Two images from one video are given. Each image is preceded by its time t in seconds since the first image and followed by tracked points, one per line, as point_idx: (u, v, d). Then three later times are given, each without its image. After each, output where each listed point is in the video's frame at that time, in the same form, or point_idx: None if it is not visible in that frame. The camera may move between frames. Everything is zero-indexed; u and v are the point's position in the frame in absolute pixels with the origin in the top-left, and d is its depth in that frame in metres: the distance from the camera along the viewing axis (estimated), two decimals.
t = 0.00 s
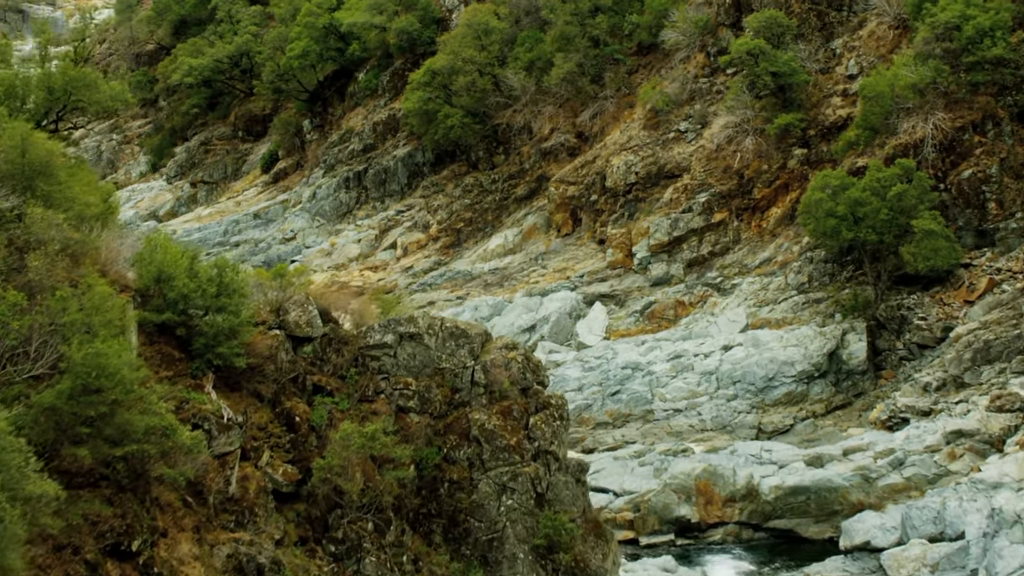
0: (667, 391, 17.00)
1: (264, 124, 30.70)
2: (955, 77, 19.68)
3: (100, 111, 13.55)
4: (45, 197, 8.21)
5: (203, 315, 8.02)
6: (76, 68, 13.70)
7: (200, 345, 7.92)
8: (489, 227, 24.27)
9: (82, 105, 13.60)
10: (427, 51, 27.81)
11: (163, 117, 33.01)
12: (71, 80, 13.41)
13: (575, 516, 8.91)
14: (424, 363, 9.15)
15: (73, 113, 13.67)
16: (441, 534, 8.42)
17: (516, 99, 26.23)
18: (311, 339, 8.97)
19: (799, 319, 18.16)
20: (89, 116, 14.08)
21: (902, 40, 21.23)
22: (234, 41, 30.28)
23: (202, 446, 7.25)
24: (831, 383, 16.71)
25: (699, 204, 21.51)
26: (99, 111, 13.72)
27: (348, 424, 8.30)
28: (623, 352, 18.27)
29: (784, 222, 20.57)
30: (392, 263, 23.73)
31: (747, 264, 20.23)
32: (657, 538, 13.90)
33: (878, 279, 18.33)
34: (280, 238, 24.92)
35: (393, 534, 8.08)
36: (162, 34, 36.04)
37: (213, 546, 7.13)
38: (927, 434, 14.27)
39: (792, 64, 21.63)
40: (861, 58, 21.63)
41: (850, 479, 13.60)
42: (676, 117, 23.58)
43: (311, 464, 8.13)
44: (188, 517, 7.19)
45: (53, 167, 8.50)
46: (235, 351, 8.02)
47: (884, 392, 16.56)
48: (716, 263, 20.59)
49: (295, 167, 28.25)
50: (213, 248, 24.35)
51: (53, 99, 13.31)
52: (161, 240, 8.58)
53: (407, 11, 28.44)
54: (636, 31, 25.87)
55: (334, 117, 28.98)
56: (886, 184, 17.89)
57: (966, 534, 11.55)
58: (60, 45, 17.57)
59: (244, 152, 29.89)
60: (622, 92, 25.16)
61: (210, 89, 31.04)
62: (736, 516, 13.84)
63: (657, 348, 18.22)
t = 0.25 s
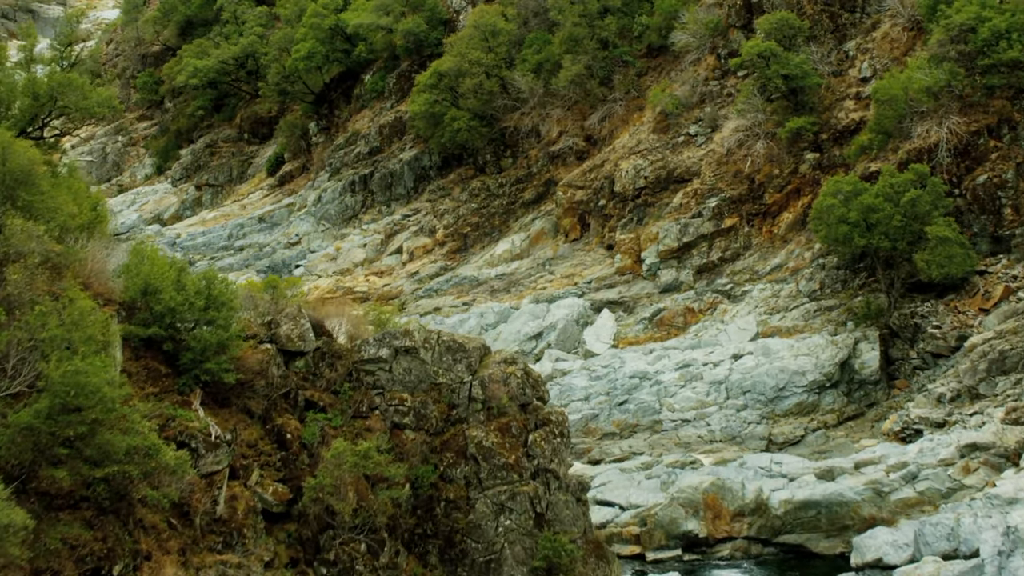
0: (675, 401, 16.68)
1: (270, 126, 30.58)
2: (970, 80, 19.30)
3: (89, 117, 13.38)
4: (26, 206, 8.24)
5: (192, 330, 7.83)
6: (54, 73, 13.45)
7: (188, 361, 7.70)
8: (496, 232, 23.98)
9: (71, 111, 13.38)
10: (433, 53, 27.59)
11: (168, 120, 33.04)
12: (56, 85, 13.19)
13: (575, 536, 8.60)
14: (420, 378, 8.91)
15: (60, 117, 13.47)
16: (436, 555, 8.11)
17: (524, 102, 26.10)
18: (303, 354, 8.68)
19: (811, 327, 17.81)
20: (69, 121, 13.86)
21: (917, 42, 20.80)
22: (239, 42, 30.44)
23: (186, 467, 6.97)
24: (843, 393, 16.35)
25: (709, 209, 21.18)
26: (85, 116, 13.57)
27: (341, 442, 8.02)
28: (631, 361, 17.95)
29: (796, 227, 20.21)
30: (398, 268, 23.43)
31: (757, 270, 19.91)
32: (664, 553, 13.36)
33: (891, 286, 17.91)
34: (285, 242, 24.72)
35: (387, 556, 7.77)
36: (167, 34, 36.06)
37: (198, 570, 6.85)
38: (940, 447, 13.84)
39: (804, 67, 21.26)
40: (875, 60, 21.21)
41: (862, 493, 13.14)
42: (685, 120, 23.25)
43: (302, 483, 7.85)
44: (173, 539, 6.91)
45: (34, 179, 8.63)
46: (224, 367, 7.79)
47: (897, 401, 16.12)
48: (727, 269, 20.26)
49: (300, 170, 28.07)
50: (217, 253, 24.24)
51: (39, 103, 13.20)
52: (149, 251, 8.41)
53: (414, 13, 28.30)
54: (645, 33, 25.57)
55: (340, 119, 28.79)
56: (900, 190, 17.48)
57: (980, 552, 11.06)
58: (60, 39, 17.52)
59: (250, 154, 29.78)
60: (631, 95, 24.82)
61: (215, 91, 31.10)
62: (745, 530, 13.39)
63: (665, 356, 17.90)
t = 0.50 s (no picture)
0: (684, 413, 16.32)
1: (276, 129, 30.47)
2: (985, 83, 18.75)
3: (76, 126, 12.26)
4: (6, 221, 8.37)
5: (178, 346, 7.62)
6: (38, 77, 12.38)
7: (173, 378, 7.47)
8: (503, 237, 23.66)
9: (57, 119, 12.28)
10: (440, 55, 27.38)
11: (174, 122, 33.04)
12: (40, 89, 12.10)
13: (575, 559, 8.27)
14: (415, 395, 8.68)
15: (46, 124, 12.40)
16: None
17: (531, 105, 25.86)
18: (295, 369, 8.48)
19: (822, 336, 17.43)
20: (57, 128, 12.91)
21: (931, 45, 20.36)
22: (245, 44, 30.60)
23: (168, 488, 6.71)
24: (856, 404, 15.96)
25: (719, 215, 20.85)
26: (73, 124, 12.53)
27: (332, 462, 7.75)
28: (639, 371, 17.57)
29: (807, 234, 19.85)
30: (403, 273, 23.10)
31: (768, 277, 19.57)
32: (670, 570, 12.74)
33: (904, 294, 17.45)
34: (290, 247, 24.46)
35: None
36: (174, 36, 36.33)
37: None
38: (955, 462, 13.34)
39: (816, 70, 20.85)
40: (888, 64, 20.79)
41: (874, 508, 12.57)
42: (695, 124, 22.91)
43: (292, 504, 7.56)
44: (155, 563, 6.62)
45: (12, 189, 8.73)
46: (211, 384, 7.56)
47: (910, 413, 15.61)
48: (737, 277, 19.92)
49: (306, 173, 27.88)
50: (221, 258, 24.05)
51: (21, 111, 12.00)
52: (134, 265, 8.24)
53: (421, 14, 28.18)
54: (655, 35, 25.31)
55: (346, 122, 28.59)
56: (913, 196, 17.07)
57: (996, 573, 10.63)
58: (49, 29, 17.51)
59: (255, 158, 29.72)
60: (640, 98, 24.49)
61: (221, 93, 31.24)
62: (754, 546, 12.77)
63: (673, 366, 17.54)
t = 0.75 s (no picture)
0: (692, 424, 15.95)
1: (282, 133, 30.35)
2: (1002, 88, 18.28)
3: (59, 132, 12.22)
4: None
5: (162, 364, 7.54)
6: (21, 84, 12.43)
7: (156, 396, 7.38)
8: (510, 243, 23.37)
9: (39, 126, 12.23)
10: (447, 58, 27.18)
11: (180, 126, 33.05)
12: (22, 96, 12.09)
13: None
14: (409, 413, 8.52)
15: (28, 132, 12.32)
16: None
17: (539, 109, 25.54)
18: (284, 387, 8.41)
19: (834, 346, 17.06)
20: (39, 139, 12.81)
21: (945, 48, 19.93)
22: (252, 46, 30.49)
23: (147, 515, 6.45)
24: (868, 416, 15.55)
25: (729, 221, 20.52)
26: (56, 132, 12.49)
27: (321, 484, 7.53)
28: (646, 382, 17.17)
29: (819, 241, 19.48)
30: (409, 280, 22.79)
31: (779, 285, 19.23)
32: None
33: (919, 303, 17.00)
34: (294, 253, 24.26)
35: None
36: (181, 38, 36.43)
37: None
38: (969, 476, 12.87)
39: (829, 74, 20.44)
40: (902, 67, 20.40)
41: (885, 525, 12.16)
42: (705, 129, 22.57)
43: (279, 528, 7.33)
44: None
45: None
46: (195, 402, 7.50)
47: (924, 426, 15.16)
48: (747, 284, 19.58)
49: (312, 177, 27.75)
50: (225, 264, 23.98)
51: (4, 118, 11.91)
52: (118, 281, 8.24)
53: (428, 16, 28.02)
54: (666, 38, 25.05)
55: (352, 126, 28.40)
56: (927, 203, 16.67)
57: None
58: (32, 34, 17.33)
59: (261, 161, 29.70)
60: (650, 102, 24.23)
61: (226, 96, 31.17)
62: (762, 564, 12.33)
63: (682, 377, 17.17)
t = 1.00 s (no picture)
0: (701, 437, 15.52)
1: (289, 136, 30.28)
2: (1019, 92, 17.81)
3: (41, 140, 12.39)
4: None
5: (142, 383, 8.11)
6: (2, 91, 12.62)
7: (140, 417, 7.95)
8: (518, 250, 23.03)
9: (20, 135, 12.43)
10: (455, 61, 27.03)
11: (187, 129, 33.07)
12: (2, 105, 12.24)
13: None
14: (401, 434, 9.42)
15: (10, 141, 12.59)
16: None
17: (548, 113, 25.29)
18: (271, 406, 9.19)
19: (847, 357, 16.68)
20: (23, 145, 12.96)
21: (961, 52, 19.57)
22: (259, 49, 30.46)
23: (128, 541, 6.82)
24: (881, 429, 15.15)
25: (740, 229, 20.16)
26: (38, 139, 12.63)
27: (309, 509, 7.99)
28: (654, 393, 16.71)
29: (832, 248, 19.12)
30: (416, 287, 22.46)
31: (791, 293, 18.88)
32: None
33: (934, 313, 16.55)
34: (300, 259, 24.07)
35: None
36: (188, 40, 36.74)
37: None
38: (983, 493, 12.47)
39: (842, 79, 20.08)
40: (917, 72, 19.98)
41: (898, 543, 11.74)
42: (717, 134, 22.23)
43: (267, 552, 7.84)
44: None
45: None
46: (178, 423, 8.11)
47: (939, 439, 14.75)
48: (759, 293, 19.20)
49: (319, 182, 27.60)
50: (230, 270, 23.89)
51: None
52: (101, 300, 8.82)
53: (436, 19, 27.85)
54: (676, 41, 24.83)
55: (359, 130, 28.24)
56: (941, 212, 16.27)
57: None
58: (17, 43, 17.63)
59: (268, 165, 29.57)
60: (660, 107, 23.90)
61: (233, 99, 31.08)
62: None
63: (690, 388, 16.76)
